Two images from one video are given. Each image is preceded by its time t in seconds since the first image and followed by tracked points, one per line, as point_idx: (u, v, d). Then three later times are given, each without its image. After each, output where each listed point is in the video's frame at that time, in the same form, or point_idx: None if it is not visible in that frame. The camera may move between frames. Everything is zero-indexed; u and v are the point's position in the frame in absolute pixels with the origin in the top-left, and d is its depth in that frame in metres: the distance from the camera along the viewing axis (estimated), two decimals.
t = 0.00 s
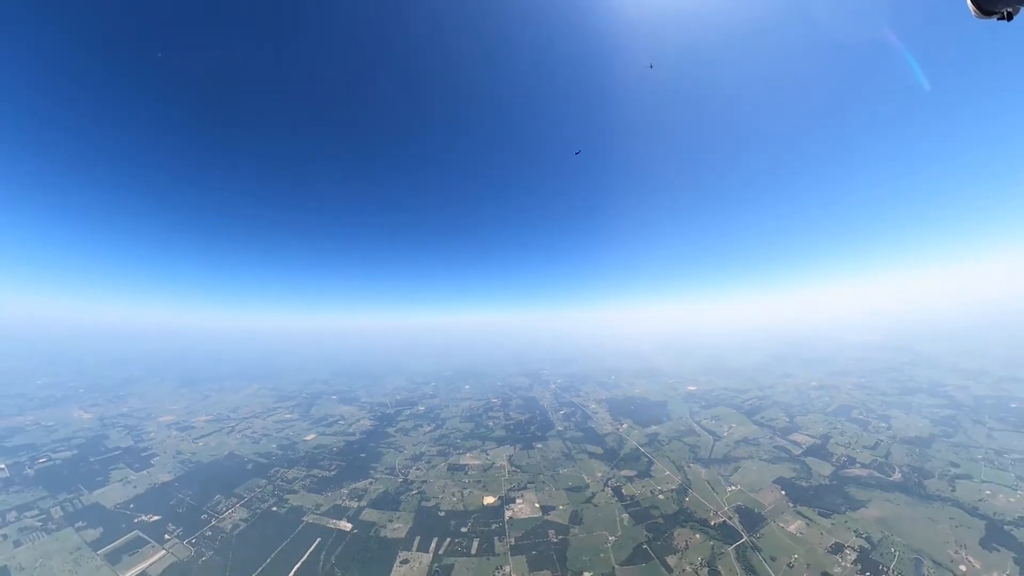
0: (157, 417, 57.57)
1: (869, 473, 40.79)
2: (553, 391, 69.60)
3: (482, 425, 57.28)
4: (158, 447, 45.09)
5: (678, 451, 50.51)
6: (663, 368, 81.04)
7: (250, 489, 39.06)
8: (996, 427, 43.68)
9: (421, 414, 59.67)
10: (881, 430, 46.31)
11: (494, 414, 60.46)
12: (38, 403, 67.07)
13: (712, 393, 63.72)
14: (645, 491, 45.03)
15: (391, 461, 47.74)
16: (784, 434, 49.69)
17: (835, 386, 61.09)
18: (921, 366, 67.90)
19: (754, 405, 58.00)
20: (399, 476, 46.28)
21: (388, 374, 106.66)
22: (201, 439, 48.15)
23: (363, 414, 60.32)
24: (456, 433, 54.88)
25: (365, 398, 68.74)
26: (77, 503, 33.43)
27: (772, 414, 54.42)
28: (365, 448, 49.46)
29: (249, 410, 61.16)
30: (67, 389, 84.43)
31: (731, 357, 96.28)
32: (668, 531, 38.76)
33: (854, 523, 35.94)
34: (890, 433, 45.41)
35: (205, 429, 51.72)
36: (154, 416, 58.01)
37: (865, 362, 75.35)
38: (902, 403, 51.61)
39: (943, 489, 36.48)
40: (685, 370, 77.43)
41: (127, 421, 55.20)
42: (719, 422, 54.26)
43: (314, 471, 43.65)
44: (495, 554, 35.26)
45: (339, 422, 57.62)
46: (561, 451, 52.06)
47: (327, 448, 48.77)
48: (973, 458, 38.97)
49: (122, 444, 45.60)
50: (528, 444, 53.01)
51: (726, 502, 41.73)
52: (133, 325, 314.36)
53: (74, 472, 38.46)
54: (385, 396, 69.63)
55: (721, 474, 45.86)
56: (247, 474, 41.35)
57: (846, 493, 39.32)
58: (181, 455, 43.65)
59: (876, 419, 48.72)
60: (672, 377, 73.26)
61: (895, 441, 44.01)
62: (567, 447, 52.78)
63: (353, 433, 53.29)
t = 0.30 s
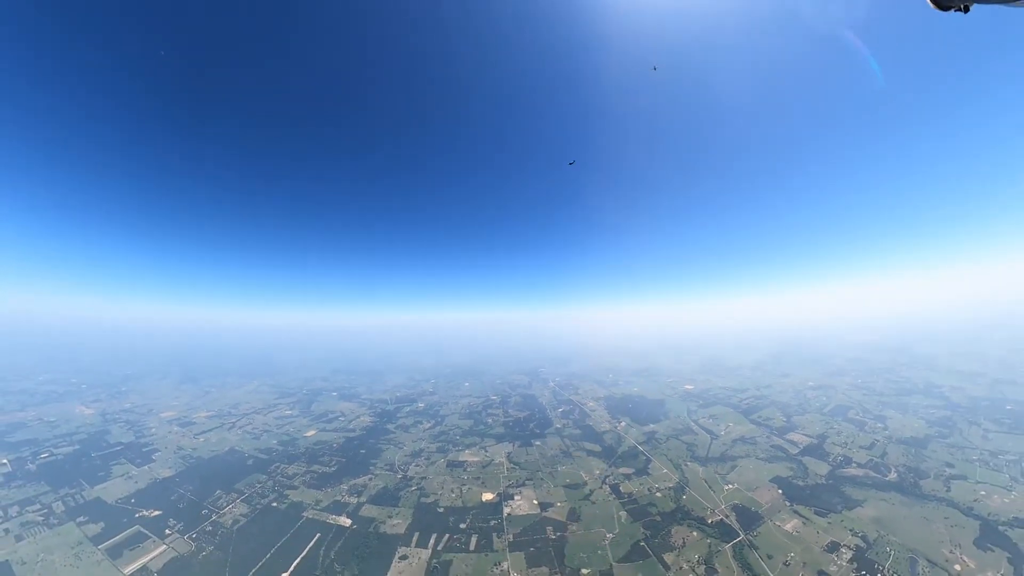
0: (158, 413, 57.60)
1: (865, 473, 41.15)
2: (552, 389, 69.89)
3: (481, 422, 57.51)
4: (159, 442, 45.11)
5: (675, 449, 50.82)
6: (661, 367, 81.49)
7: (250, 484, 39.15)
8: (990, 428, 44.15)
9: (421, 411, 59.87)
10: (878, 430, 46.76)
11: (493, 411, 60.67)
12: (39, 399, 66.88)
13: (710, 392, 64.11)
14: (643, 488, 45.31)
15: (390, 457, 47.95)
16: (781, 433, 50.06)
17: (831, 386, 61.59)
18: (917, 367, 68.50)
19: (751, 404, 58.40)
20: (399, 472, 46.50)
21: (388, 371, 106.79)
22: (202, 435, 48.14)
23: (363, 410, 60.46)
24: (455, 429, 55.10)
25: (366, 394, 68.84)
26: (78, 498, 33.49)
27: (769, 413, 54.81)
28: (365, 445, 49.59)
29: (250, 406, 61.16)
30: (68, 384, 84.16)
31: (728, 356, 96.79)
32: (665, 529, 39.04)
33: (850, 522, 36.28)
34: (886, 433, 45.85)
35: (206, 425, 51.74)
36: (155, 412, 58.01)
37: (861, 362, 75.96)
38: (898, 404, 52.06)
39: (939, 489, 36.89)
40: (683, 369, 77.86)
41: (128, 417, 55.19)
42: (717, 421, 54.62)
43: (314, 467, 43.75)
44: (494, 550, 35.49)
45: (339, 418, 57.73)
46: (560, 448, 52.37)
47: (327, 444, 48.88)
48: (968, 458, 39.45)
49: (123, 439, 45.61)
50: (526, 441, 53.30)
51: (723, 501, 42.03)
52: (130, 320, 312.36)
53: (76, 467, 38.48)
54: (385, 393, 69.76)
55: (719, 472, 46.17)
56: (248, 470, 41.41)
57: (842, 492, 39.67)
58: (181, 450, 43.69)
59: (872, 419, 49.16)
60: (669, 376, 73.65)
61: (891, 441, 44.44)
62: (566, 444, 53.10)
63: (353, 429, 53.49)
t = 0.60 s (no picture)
0: (159, 409, 57.59)
1: (863, 473, 41.42)
2: (552, 388, 70.07)
3: (481, 420, 57.63)
4: (160, 438, 45.11)
5: (674, 449, 51.06)
6: (660, 366, 81.77)
7: (250, 481, 39.24)
8: (987, 429, 44.46)
9: (421, 409, 59.99)
10: (875, 430, 47.10)
11: (492, 409, 60.79)
12: (41, 394, 66.84)
13: (708, 392, 64.37)
14: (641, 487, 45.51)
15: (390, 454, 48.06)
16: (779, 433, 50.32)
17: (829, 387, 61.89)
18: (915, 368, 68.82)
19: (749, 404, 58.69)
20: (399, 469, 46.62)
21: (388, 368, 106.88)
22: (203, 431, 48.15)
23: (363, 408, 60.57)
24: (454, 427, 55.16)
25: (366, 392, 68.92)
26: (79, 493, 33.54)
27: (768, 413, 55.09)
28: (365, 442, 49.65)
29: (251, 403, 61.19)
30: (69, 380, 84.12)
31: (726, 356, 97.17)
32: (663, 527, 39.25)
33: (847, 522, 36.54)
34: (883, 434, 46.15)
35: (206, 421, 51.74)
36: (156, 408, 58.01)
37: (859, 363, 76.28)
38: (896, 405, 52.35)
39: (935, 490, 37.18)
40: (682, 369, 78.14)
41: (130, 413, 55.19)
42: (715, 420, 54.92)
43: (314, 464, 43.84)
44: (493, 548, 35.63)
45: (340, 415, 57.83)
46: (559, 447, 52.57)
47: (327, 441, 48.95)
48: (965, 459, 39.78)
49: (125, 435, 45.61)
50: (526, 439, 53.48)
51: (721, 500, 42.27)
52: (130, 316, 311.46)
53: (77, 463, 38.45)
54: (385, 390, 69.85)
55: (717, 471, 46.40)
56: (248, 466, 41.47)
57: (840, 493, 39.92)
58: (182, 446, 43.73)
59: (870, 420, 49.46)
60: (668, 375, 73.88)
61: (889, 442, 44.71)
62: (565, 442, 53.31)
63: (353, 426, 53.65)
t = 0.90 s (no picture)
0: (159, 405, 57.33)
1: (860, 475, 41.64)
2: (551, 387, 70.13)
3: (480, 419, 57.63)
4: (160, 434, 44.93)
5: (673, 449, 51.20)
6: (659, 367, 81.94)
7: (249, 478, 39.16)
8: (984, 432, 44.73)
9: (420, 407, 59.93)
10: (873, 432, 47.36)
11: (492, 409, 60.81)
12: (40, 389, 66.57)
13: (707, 393, 64.57)
14: (640, 487, 45.57)
15: (389, 452, 48.02)
16: (777, 435, 50.53)
17: (827, 390, 62.16)
18: (912, 372, 69.18)
19: (748, 405, 58.90)
20: (398, 467, 46.59)
21: (387, 367, 106.86)
22: (203, 428, 48.01)
23: (363, 406, 60.50)
24: (454, 426, 55.15)
25: (366, 390, 68.81)
26: (78, 488, 33.40)
27: (766, 415, 55.29)
28: (364, 440, 49.57)
29: (251, 400, 61.01)
30: (69, 375, 83.92)
31: (725, 358, 97.49)
32: (662, 528, 39.32)
33: (845, 524, 36.70)
34: (881, 437, 46.40)
35: (206, 418, 51.57)
36: (156, 405, 57.78)
37: (857, 366, 76.62)
38: (894, 408, 52.64)
39: (933, 492, 37.40)
40: (680, 370, 78.34)
41: (130, 409, 54.94)
42: (713, 422, 55.10)
43: (314, 461, 43.78)
44: (492, 547, 35.63)
45: (340, 413, 57.73)
46: (558, 446, 52.62)
47: (327, 438, 48.86)
48: (962, 462, 40.02)
49: (125, 431, 45.40)
50: (525, 439, 53.52)
51: (719, 501, 42.38)
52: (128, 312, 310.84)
53: (76, 458, 38.25)
54: (385, 389, 69.77)
55: (715, 472, 46.55)
56: (247, 463, 41.38)
57: (837, 494, 40.10)
58: (182, 443, 43.58)
59: (868, 422, 49.71)
60: (667, 376, 74.04)
61: (887, 445, 44.95)
62: (564, 442, 53.37)
63: (353, 424, 53.58)
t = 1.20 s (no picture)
0: (159, 401, 57.15)
1: (859, 478, 41.69)
2: (551, 388, 70.09)
3: (479, 419, 57.55)
4: (159, 430, 44.80)
5: (672, 451, 51.19)
6: (658, 369, 81.90)
7: (248, 475, 39.07)
8: (983, 437, 44.81)
9: (420, 407, 59.84)
10: (872, 436, 47.44)
11: (491, 409, 60.77)
12: (41, 384, 66.37)
13: (706, 395, 64.59)
14: (639, 489, 45.53)
15: (388, 451, 47.95)
16: (776, 438, 50.59)
17: (826, 393, 62.23)
18: (911, 376, 69.27)
19: (747, 408, 58.93)
20: (397, 466, 46.52)
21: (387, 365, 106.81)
22: (202, 424, 47.89)
23: (362, 404, 60.41)
24: (453, 426, 55.09)
25: (366, 389, 68.70)
26: (77, 483, 33.29)
27: (765, 418, 55.34)
28: (364, 438, 49.48)
29: (251, 397, 60.88)
30: (70, 370, 83.80)
31: (724, 360, 97.48)
32: (660, 530, 39.26)
33: (844, 527, 36.70)
34: (880, 440, 46.46)
35: (206, 414, 51.43)
36: (156, 401, 57.63)
37: (857, 369, 76.72)
38: (893, 412, 52.73)
39: (932, 496, 37.43)
40: (680, 372, 78.37)
41: (130, 404, 54.80)
42: (712, 424, 55.15)
43: (312, 459, 43.72)
44: (490, 547, 35.56)
45: (339, 411, 57.63)
46: (557, 447, 52.58)
47: (326, 436, 48.77)
48: (961, 466, 40.08)
49: (124, 426, 45.24)
50: (524, 439, 53.47)
51: (718, 504, 42.35)
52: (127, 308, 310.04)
53: (75, 453, 38.10)
54: (385, 388, 69.65)
55: (714, 475, 46.54)
56: (246, 460, 41.29)
57: (836, 498, 40.12)
58: (181, 439, 43.45)
59: (867, 426, 49.77)
60: (667, 378, 74.05)
61: (886, 448, 45.01)
62: (563, 443, 53.35)
63: (352, 423, 53.50)
